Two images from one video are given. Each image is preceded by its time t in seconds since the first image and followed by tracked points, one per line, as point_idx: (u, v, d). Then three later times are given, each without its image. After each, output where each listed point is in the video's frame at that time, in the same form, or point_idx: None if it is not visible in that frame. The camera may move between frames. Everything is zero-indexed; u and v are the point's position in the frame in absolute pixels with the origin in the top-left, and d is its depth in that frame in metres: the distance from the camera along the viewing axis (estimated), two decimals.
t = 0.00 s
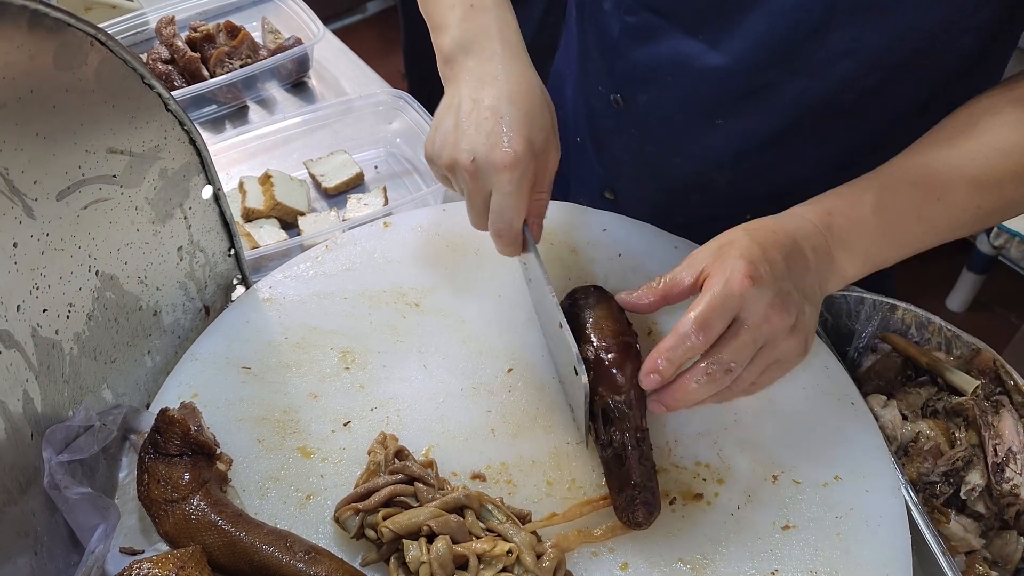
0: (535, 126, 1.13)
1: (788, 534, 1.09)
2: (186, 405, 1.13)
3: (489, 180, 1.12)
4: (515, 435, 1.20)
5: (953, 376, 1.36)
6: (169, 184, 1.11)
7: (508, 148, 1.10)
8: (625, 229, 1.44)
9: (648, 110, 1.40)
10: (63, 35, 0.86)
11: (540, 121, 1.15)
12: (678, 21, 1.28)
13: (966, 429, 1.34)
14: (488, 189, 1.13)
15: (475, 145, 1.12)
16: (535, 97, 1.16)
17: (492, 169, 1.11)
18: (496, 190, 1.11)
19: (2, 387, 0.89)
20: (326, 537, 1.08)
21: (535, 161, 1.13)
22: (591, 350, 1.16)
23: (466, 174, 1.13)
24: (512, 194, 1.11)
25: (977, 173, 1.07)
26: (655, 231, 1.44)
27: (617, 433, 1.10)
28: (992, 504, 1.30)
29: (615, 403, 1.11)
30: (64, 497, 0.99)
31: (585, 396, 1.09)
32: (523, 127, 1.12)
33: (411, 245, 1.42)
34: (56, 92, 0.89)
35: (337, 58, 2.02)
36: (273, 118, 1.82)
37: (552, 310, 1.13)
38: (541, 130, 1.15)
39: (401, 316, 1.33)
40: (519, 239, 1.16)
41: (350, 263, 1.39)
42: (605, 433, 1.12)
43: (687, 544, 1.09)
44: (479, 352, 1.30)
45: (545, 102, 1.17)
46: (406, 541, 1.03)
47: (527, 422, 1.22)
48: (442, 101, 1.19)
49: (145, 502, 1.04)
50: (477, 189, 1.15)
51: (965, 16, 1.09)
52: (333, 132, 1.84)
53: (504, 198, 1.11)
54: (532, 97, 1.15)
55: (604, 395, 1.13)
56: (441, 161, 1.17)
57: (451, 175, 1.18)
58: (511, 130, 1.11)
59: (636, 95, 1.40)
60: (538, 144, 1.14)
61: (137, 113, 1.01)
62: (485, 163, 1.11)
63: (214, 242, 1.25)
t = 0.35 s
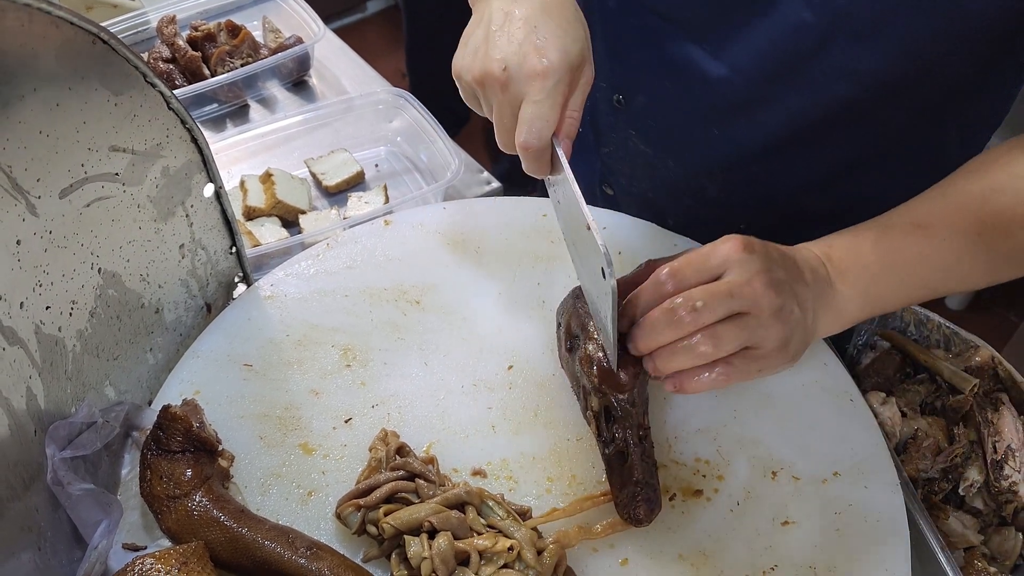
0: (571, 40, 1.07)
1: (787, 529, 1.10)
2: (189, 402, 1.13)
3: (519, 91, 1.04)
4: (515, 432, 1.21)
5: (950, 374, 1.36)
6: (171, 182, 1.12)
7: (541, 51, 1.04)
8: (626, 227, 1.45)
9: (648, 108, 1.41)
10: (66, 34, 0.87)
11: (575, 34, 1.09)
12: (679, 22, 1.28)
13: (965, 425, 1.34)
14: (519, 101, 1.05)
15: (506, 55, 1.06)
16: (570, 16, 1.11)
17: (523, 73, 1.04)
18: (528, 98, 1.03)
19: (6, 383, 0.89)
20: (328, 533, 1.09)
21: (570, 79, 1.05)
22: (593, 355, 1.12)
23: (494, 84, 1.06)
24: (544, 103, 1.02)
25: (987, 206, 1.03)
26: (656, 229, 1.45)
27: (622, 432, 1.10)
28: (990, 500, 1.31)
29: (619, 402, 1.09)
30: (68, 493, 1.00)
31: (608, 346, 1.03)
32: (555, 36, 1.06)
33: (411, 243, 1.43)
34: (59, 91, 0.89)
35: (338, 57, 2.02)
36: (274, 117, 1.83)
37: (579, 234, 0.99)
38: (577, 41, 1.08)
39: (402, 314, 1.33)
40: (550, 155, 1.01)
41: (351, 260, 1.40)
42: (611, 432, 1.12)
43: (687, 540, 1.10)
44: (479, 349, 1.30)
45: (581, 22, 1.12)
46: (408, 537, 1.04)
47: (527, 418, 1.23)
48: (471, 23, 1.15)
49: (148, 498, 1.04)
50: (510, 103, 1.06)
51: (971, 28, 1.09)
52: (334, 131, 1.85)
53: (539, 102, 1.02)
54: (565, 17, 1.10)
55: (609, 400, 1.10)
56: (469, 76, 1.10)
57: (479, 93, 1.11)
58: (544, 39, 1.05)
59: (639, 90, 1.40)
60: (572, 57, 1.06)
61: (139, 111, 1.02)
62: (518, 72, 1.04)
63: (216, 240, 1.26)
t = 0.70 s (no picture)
0: (588, 59, 1.10)
1: (785, 529, 1.10)
2: (186, 401, 1.13)
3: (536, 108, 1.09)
4: (514, 431, 1.21)
5: (949, 374, 1.36)
6: (169, 182, 1.12)
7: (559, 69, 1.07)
8: (625, 226, 1.45)
9: (653, 113, 1.42)
10: (64, 33, 0.87)
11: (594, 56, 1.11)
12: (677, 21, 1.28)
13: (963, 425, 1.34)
14: (535, 118, 1.10)
15: (524, 72, 1.10)
16: (588, 31, 1.13)
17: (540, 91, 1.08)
18: (545, 115, 1.07)
19: (3, 383, 0.89)
20: (325, 533, 1.09)
21: (586, 98, 1.09)
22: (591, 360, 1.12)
23: (511, 100, 1.10)
24: (559, 121, 1.06)
25: (998, 236, 1.05)
26: (654, 228, 1.45)
27: (623, 440, 1.10)
28: (988, 500, 1.30)
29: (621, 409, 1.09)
30: (65, 493, 1.00)
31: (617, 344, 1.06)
32: (572, 55, 1.09)
33: (410, 243, 1.43)
34: (55, 90, 0.89)
35: (336, 56, 2.02)
36: (272, 116, 1.83)
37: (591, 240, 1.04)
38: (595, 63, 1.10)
39: (400, 313, 1.33)
40: (564, 166, 1.06)
41: (349, 260, 1.40)
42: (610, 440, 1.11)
43: (684, 539, 1.10)
44: (477, 349, 1.30)
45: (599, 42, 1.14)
46: (405, 536, 1.04)
47: (526, 418, 1.22)
48: (488, 33, 1.18)
49: (145, 498, 1.04)
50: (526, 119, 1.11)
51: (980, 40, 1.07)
52: (333, 130, 1.84)
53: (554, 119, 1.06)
54: (583, 32, 1.13)
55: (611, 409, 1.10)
56: (488, 90, 1.14)
57: (497, 106, 1.15)
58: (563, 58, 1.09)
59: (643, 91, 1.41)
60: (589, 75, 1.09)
61: (136, 110, 1.01)
62: (535, 90, 1.08)
63: (214, 239, 1.25)
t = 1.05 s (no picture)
0: (587, 68, 1.12)
1: (786, 528, 1.10)
2: (187, 401, 1.13)
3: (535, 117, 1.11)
4: (514, 431, 1.20)
5: (950, 374, 1.35)
6: (170, 181, 1.12)
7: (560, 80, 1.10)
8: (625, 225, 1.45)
9: (655, 112, 1.41)
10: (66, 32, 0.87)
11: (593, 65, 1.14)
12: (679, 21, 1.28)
13: (964, 425, 1.35)
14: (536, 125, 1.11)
15: (523, 84, 1.12)
16: (586, 41, 1.16)
17: (539, 100, 1.10)
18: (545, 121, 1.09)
19: (4, 382, 0.89)
20: (326, 533, 1.09)
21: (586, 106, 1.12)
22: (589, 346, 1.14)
23: (510, 112, 1.12)
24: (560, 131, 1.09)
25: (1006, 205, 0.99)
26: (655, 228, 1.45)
27: (622, 417, 1.10)
28: (989, 500, 1.31)
29: (621, 384, 1.11)
30: (65, 492, 0.99)
31: (615, 322, 1.10)
32: (570, 64, 1.12)
33: (410, 242, 1.43)
34: (57, 89, 0.89)
35: (337, 56, 2.02)
36: (273, 115, 1.82)
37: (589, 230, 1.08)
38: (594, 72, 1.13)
39: (400, 313, 1.33)
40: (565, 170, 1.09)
41: (349, 259, 1.39)
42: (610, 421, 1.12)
43: (685, 539, 1.10)
44: (478, 348, 1.30)
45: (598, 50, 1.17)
46: (406, 536, 1.04)
47: (527, 417, 1.22)
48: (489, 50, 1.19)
49: (145, 498, 1.04)
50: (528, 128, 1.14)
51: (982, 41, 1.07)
52: (333, 129, 1.84)
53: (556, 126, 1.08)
54: (582, 41, 1.16)
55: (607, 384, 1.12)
56: (489, 100, 1.16)
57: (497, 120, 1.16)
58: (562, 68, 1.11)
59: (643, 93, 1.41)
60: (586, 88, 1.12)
61: (137, 109, 1.01)
62: (534, 99, 1.10)
63: (214, 238, 1.25)
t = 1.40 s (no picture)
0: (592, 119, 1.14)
1: (788, 528, 1.10)
2: (190, 401, 1.13)
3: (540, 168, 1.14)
4: (517, 431, 1.21)
5: (950, 377, 1.36)
6: (173, 181, 1.12)
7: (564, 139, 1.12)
8: (626, 225, 1.45)
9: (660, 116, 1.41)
10: (70, 34, 0.87)
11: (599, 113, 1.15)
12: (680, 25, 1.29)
13: (966, 426, 1.34)
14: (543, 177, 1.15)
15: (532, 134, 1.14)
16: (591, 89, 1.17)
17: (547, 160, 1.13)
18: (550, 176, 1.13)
19: (9, 382, 0.89)
20: (328, 533, 1.09)
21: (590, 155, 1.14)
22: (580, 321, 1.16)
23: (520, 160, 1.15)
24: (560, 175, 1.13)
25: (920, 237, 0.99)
26: (657, 228, 1.45)
27: (620, 380, 1.12)
28: (989, 501, 1.31)
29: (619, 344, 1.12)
30: (70, 492, 1.00)
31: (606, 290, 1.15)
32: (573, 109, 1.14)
33: (413, 242, 1.43)
34: (60, 90, 0.89)
35: (339, 56, 2.02)
36: (275, 116, 1.83)
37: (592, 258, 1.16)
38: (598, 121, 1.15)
39: (403, 313, 1.33)
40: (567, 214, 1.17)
41: (352, 260, 1.40)
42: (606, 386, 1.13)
43: (687, 538, 1.10)
44: (480, 349, 1.30)
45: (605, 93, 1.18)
46: (409, 537, 1.04)
47: (530, 417, 1.23)
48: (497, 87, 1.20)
49: (149, 497, 1.04)
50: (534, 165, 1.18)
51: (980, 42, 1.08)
52: (335, 130, 1.85)
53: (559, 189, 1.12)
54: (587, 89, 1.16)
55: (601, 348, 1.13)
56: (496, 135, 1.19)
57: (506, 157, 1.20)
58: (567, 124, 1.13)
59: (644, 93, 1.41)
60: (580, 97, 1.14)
61: (140, 110, 1.02)
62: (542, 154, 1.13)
63: (217, 238, 1.26)
